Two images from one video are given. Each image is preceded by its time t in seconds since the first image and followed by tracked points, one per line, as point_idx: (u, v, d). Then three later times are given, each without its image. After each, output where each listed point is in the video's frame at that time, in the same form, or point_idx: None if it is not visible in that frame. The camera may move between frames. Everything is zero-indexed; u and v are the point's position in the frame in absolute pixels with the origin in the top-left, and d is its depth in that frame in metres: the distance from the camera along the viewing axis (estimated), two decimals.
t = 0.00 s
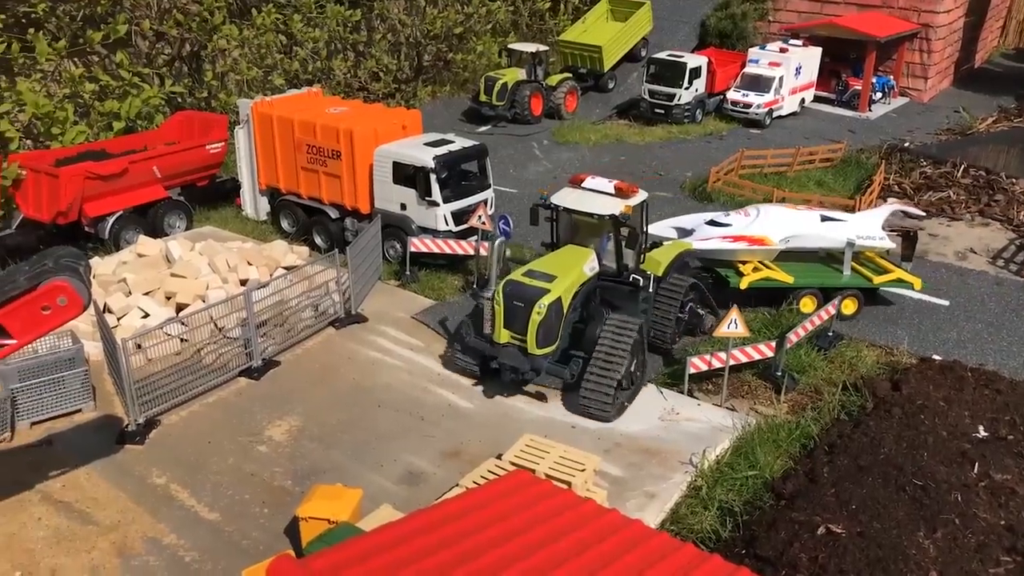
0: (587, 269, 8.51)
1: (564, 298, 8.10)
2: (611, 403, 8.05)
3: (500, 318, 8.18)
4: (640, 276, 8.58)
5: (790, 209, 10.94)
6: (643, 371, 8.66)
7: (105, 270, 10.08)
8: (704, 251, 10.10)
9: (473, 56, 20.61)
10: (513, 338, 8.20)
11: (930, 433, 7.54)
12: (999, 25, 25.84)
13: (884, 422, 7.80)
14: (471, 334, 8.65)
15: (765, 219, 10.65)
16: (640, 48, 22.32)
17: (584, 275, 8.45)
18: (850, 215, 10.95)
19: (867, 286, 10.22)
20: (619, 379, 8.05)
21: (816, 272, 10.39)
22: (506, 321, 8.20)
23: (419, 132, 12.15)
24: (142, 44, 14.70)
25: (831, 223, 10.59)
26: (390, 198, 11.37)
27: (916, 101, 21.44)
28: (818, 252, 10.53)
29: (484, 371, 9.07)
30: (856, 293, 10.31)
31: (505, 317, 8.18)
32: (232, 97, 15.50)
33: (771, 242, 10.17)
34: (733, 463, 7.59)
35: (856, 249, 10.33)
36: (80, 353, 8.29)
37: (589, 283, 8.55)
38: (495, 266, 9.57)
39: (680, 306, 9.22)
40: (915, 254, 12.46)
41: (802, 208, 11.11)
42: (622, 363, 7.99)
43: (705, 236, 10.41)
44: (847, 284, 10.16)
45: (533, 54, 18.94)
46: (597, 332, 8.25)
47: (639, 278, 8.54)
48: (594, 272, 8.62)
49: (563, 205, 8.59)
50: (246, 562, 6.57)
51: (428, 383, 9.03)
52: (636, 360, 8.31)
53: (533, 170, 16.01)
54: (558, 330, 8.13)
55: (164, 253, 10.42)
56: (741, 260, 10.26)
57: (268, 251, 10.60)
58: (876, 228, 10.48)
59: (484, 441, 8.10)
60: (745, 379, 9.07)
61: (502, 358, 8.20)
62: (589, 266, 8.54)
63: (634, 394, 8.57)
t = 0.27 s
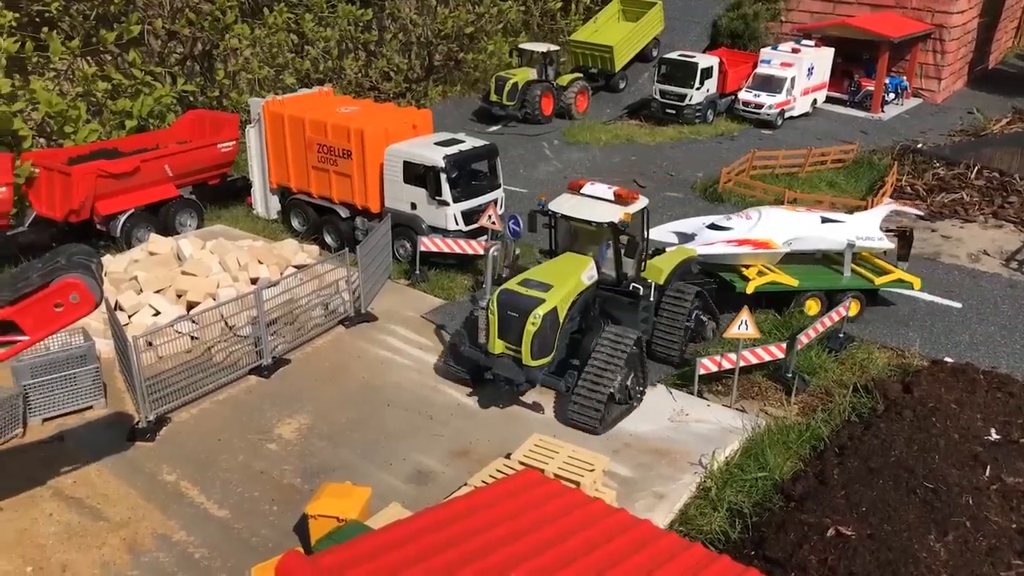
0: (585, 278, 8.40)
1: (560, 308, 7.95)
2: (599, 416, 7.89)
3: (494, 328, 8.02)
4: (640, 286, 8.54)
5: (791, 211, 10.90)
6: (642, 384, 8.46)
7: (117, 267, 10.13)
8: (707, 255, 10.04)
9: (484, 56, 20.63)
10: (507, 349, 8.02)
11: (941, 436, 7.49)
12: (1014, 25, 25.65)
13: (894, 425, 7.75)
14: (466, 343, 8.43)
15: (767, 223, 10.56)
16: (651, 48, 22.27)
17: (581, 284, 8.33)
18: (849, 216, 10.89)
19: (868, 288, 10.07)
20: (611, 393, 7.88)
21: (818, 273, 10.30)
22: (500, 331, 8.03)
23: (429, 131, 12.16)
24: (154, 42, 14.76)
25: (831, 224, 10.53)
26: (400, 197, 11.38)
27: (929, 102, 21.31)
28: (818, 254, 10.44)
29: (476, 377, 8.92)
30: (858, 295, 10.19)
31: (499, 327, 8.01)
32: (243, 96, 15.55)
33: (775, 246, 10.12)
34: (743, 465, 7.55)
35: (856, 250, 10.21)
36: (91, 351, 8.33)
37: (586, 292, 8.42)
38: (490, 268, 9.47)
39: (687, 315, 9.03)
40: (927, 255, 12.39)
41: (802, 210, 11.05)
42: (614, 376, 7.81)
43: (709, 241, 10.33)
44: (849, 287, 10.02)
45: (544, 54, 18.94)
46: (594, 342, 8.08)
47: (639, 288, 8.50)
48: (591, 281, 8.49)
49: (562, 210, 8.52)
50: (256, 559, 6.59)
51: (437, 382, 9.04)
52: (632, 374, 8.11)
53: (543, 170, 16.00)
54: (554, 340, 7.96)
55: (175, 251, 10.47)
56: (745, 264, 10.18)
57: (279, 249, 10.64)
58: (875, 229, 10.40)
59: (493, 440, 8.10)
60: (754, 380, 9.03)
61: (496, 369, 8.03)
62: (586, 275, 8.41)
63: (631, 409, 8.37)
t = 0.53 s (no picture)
0: (580, 285, 8.24)
1: (553, 317, 7.82)
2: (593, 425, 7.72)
3: (486, 337, 7.91)
4: (638, 293, 8.42)
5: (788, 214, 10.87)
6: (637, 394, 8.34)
7: (127, 266, 10.18)
8: (711, 257, 9.84)
9: (494, 56, 20.63)
10: (499, 358, 7.91)
11: (952, 439, 7.43)
12: None
13: (905, 427, 7.70)
14: (460, 352, 8.34)
15: (766, 225, 10.52)
16: (661, 48, 22.23)
17: (576, 292, 8.18)
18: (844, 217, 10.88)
19: (868, 289, 9.99)
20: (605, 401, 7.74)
21: (818, 275, 10.23)
22: (492, 340, 7.93)
23: (439, 131, 12.18)
24: (165, 42, 14.82)
25: (829, 225, 10.51)
26: (410, 196, 11.40)
27: (942, 103, 21.18)
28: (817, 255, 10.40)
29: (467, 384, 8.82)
30: (856, 296, 10.14)
31: (492, 336, 7.91)
32: (254, 95, 15.61)
33: (776, 247, 10.04)
34: (752, 466, 7.53)
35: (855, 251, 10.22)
36: (102, 348, 8.38)
37: (582, 299, 8.27)
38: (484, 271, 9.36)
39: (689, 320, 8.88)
40: (939, 257, 12.32)
41: (799, 212, 11.02)
42: (609, 383, 7.68)
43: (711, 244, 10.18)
44: (849, 288, 9.95)
45: (554, 53, 18.96)
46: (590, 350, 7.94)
47: (638, 296, 8.37)
48: (587, 288, 8.35)
49: (556, 217, 8.37)
50: (265, 557, 6.61)
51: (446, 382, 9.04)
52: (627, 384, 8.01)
53: (553, 170, 15.99)
54: (547, 350, 7.84)
55: (185, 249, 10.51)
56: (746, 267, 10.00)
57: (288, 248, 10.67)
58: (873, 230, 10.41)
59: (501, 440, 8.09)
60: (764, 382, 9.00)
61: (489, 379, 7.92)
62: (582, 282, 8.26)
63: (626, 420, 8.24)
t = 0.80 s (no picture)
0: (575, 289, 8.23)
1: (543, 321, 7.80)
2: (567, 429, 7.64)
3: (476, 339, 7.94)
4: (635, 299, 8.42)
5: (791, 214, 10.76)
6: (629, 404, 8.17)
7: (140, 264, 10.24)
8: (719, 263, 9.76)
9: (506, 55, 20.65)
10: (488, 360, 7.93)
11: (965, 442, 7.38)
12: None
13: (917, 430, 7.65)
14: (452, 354, 8.45)
15: (771, 227, 10.40)
16: (674, 48, 22.18)
17: (570, 296, 8.16)
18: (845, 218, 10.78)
19: (873, 290, 9.92)
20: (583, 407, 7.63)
21: (823, 277, 10.18)
22: (482, 342, 7.96)
23: (450, 131, 12.18)
24: (179, 41, 14.88)
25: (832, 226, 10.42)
26: (421, 196, 11.41)
27: (957, 104, 21.02)
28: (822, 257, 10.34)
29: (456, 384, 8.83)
30: (861, 298, 10.03)
31: (482, 337, 7.94)
32: (266, 94, 15.65)
33: (784, 252, 9.99)
34: (763, 468, 7.49)
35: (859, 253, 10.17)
36: (114, 345, 8.43)
37: (576, 303, 8.25)
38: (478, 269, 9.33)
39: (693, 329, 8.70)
40: (953, 259, 12.23)
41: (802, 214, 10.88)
42: (587, 390, 7.56)
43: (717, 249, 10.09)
44: (856, 289, 9.88)
45: (566, 53, 18.96)
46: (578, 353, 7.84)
47: (634, 301, 8.39)
48: (583, 293, 8.34)
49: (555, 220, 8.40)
50: (275, 554, 6.63)
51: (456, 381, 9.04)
52: (613, 392, 7.88)
53: (564, 170, 15.97)
54: (536, 354, 7.82)
55: (198, 247, 10.57)
56: (754, 271, 9.92)
57: (300, 247, 10.70)
58: (875, 231, 10.34)
59: (511, 439, 8.09)
60: (775, 383, 8.95)
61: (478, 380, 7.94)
62: (577, 287, 8.25)
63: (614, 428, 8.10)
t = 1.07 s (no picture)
0: (563, 290, 8.15)
1: (526, 321, 7.73)
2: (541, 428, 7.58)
3: (460, 337, 7.86)
4: (629, 302, 8.31)
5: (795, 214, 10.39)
6: (616, 411, 8.00)
7: (155, 261, 10.31)
8: (727, 266, 9.55)
9: (520, 55, 20.68)
10: (471, 359, 7.82)
11: (981, 446, 7.31)
12: None
13: (932, 433, 7.59)
14: (440, 352, 8.37)
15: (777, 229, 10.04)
16: (689, 48, 22.11)
17: (558, 297, 8.09)
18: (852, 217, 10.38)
19: (880, 292, 9.76)
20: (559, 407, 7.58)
21: (830, 279, 9.97)
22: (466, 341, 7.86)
23: (465, 130, 12.18)
24: (195, 40, 14.96)
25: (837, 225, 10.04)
26: (435, 196, 11.45)
27: (975, 105, 20.84)
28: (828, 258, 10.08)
29: (444, 383, 8.80)
30: (869, 300, 9.91)
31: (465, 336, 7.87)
32: (281, 93, 15.72)
33: (795, 254, 9.72)
34: (776, 470, 7.45)
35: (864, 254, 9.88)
36: (129, 342, 8.49)
37: (564, 304, 8.17)
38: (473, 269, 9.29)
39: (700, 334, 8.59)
40: (970, 262, 12.13)
41: (810, 214, 10.46)
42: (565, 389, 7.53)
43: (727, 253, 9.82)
44: (864, 291, 9.68)
45: (581, 53, 18.95)
46: (562, 355, 7.81)
47: (628, 304, 8.28)
48: (573, 294, 8.26)
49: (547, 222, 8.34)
50: (287, 551, 6.66)
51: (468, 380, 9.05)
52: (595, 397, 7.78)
53: (578, 170, 15.96)
54: (519, 353, 7.74)
55: (212, 245, 10.63)
56: (762, 274, 9.72)
57: (314, 246, 10.75)
58: (880, 231, 10.00)
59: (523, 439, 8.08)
60: (789, 386, 8.90)
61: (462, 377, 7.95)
62: (566, 288, 8.18)
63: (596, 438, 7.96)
